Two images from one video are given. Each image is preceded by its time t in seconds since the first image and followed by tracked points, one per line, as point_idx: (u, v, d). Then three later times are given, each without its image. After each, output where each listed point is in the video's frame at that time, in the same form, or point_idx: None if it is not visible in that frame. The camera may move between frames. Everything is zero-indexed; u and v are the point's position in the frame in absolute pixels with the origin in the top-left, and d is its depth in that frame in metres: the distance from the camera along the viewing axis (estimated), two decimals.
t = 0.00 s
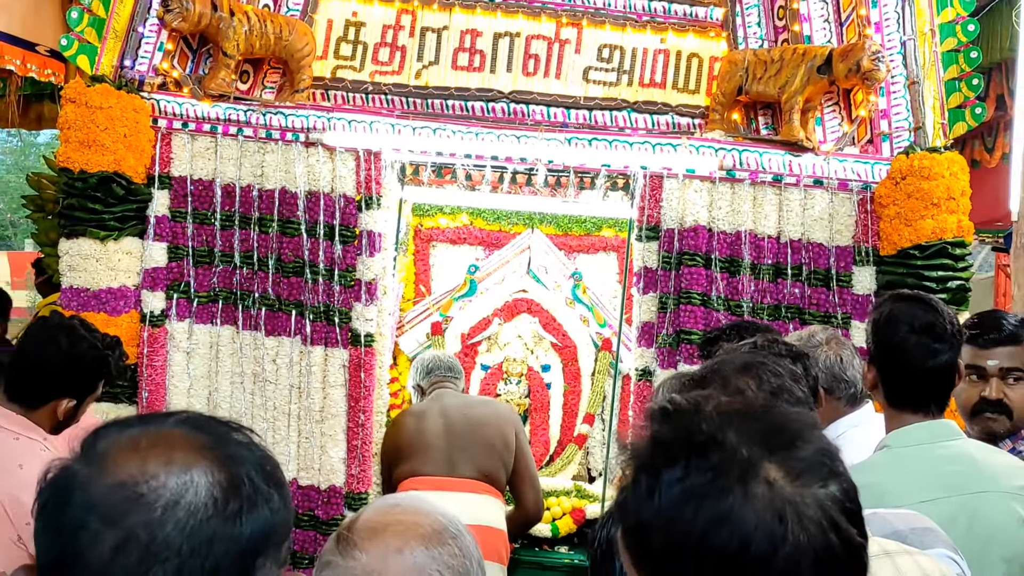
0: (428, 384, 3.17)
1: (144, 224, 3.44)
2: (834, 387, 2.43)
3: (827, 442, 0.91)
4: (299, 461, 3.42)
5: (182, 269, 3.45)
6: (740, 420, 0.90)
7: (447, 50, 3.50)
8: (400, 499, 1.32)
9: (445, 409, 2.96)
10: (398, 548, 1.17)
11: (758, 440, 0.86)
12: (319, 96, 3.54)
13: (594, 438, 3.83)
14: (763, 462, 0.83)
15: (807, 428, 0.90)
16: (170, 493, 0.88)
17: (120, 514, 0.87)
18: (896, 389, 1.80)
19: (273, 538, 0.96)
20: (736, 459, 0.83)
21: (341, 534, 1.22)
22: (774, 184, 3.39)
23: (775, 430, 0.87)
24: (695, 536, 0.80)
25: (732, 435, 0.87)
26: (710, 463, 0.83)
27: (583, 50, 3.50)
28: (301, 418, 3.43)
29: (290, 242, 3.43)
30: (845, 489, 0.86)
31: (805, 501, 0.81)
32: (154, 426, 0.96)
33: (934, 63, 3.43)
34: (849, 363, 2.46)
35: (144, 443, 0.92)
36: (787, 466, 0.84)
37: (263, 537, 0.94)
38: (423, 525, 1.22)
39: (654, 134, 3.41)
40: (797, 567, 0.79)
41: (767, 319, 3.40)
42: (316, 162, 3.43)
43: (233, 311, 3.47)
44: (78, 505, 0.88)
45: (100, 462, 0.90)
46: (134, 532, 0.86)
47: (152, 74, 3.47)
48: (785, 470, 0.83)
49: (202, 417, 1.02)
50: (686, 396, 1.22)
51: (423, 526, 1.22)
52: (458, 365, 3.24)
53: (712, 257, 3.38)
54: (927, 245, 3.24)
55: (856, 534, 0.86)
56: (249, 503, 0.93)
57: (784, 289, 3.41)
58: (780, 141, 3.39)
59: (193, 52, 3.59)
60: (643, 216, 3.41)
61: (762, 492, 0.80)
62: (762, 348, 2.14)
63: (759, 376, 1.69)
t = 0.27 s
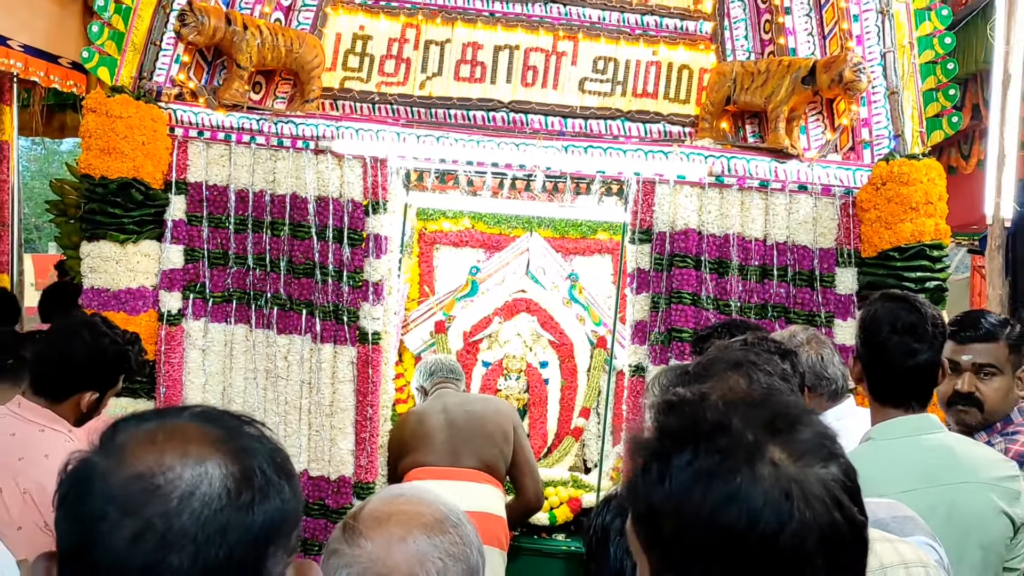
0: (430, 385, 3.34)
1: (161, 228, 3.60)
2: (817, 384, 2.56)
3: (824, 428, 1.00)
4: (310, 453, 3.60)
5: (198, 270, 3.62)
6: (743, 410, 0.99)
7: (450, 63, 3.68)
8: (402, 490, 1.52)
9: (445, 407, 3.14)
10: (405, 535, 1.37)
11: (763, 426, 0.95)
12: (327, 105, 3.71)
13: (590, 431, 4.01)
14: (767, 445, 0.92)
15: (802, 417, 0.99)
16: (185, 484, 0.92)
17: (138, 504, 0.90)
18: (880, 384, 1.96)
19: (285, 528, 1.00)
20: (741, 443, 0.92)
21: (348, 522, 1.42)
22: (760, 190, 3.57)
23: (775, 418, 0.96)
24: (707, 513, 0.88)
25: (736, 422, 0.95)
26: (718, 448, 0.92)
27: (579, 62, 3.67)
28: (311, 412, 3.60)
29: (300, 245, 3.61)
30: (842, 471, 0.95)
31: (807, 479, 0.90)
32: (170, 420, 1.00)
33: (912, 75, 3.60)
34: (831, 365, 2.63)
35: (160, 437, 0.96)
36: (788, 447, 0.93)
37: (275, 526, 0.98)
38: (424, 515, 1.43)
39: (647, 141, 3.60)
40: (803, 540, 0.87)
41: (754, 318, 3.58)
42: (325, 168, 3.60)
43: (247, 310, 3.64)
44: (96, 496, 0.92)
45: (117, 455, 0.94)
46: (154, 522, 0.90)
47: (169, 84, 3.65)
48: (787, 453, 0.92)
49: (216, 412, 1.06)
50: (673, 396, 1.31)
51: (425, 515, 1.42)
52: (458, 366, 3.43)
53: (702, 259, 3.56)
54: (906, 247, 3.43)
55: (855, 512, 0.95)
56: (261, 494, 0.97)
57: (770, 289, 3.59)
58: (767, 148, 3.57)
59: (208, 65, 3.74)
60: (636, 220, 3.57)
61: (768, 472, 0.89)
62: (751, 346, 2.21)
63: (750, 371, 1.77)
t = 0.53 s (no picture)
0: (435, 377, 3.56)
1: (179, 230, 3.80)
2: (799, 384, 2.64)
3: (839, 420, 1.08)
4: (320, 444, 3.80)
5: (213, 271, 3.82)
6: (763, 395, 1.09)
7: (452, 74, 3.87)
8: (407, 481, 1.59)
9: (451, 398, 3.33)
10: (409, 521, 1.44)
11: (777, 411, 1.04)
12: (336, 114, 3.91)
13: (585, 423, 4.19)
14: (780, 428, 1.01)
15: (820, 404, 1.08)
16: (195, 475, 0.99)
17: (149, 495, 0.97)
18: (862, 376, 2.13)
19: (292, 517, 1.06)
20: (755, 426, 1.01)
21: (354, 510, 1.49)
22: (747, 195, 3.75)
23: (792, 403, 1.06)
24: (721, 487, 0.98)
25: (752, 405, 1.05)
26: (733, 429, 1.02)
27: (575, 73, 3.87)
28: (321, 405, 3.80)
29: (310, 247, 3.81)
30: (853, 459, 1.04)
31: (816, 464, 0.98)
32: (181, 414, 1.07)
33: (890, 85, 3.78)
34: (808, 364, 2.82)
35: (171, 430, 1.03)
36: (800, 431, 1.02)
37: (282, 515, 1.04)
38: (426, 502, 1.50)
39: (638, 148, 3.77)
40: (805, 520, 0.95)
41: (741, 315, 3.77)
42: (334, 174, 3.80)
43: (259, 308, 3.85)
44: (110, 488, 0.99)
45: (131, 447, 1.01)
46: (164, 512, 0.97)
47: (186, 94, 3.85)
48: (798, 438, 1.01)
49: (223, 404, 1.13)
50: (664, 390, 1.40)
51: (427, 502, 1.49)
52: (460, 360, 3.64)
53: (691, 260, 3.75)
54: (885, 248, 3.62)
55: (862, 500, 1.02)
56: (269, 484, 1.04)
57: (756, 289, 3.78)
58: (753, 155, 3.76)
59: (223, 75, 3.96)
60: (629, 223, 3.76)
61: (776, 454, 0.98)
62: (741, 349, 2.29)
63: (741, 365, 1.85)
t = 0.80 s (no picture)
0: (442, 368, 3.80)
1: (197, 233, 4.02)
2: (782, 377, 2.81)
3: (861, 413, 1.16)
4: (330, 435, 4.02)
5: (230, 272, 4.03)
6: (787, 384, 1.20)
7: (456, 85, 4.10)
8: (413, 470, 1.69)
9: (458, 390, 3.56)
10: (418, 509, 1.55)
11: (791, 396, 1.16)
12: (346, 124, 4.13)
13: (582, 416, 4.40)
14: (789, 411, 1.13)
15: (843, 397, 1.18)
16: (203, 469, 1.10)
17: (159, 488, 1.08)
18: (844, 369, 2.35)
19: (295, 505, 1.18)
20: (766, 405, 1.14)
21: (365, 498, 1.59)
22: (734, 200, 3.98)
23: (815, 394, 1.16)
24: (725, 457, 1.12)
25: (770, 391, 1.17)
26: (747, 406, 1.16)
27: (572, 85, 4.09)
28: (331, 398, 4.03)
29: (321, 249, 4.02)
30: (865, 452, 1.11)
31: (818, 446, 1.09)
32: (190, 410, 1.18)
33: (869, 96, 4.02)
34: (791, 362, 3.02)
35: (180, 425, 1.14)
36: (807, 415, 1.12)
37: (286, 503, 1.16)
38: (432, 491, 1.61)
39: (631, 156, 4.04)
40: (795, 492, 1.06)
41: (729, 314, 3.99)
42: (343, 180, 4.02)
43: (273, 307, 4.06)
44: (122, 484, 1.10)
45: (142, 443, 1.12)
46: (173, 505, 1.08)
47: (204, 105, 4.05)
48: (807, 421, 1.11)
49: (232, 400, 1.25)
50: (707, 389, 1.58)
51: (434, 492, 1.60)
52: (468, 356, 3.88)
53: (681, 261, 3.97)
54: (865, 251, 3.85)
55: (865, 489, 1.10)
56: (273, 476, 1.15)
57: (742, 289, 3.99)
58: (739, 162, 3.99)
59: (239, 86, 4.14)
60: (622, 226, 3.98)
61: (779, 432, 1.10)
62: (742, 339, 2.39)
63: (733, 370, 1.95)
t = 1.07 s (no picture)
0: (450, 356, 4.02)
1: (215, 235, 4.25)
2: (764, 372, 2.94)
3: (881, 394, 1.32)
4: (340, 426, 4.26)
5: (246, 272, 4.27)
6: (813, 369, 1.35)
7: (459, 96, 4.35)
8: (417, 458, 1.69)
9: (466, 381, 3.79)
10: (425, 495, 1.55)
11: (821, 378, 1.31)
12: (355, 132, 4.38)
13: (578, 407, 4.64)
14: (822, 393, 1.27)
15: (865, 379, 1.34)
16: (212, 462, 1.18)
17: (169, 479, 1.17)
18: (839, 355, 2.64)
19: (302, 495, 1.27)
20: (801, 386, 1.28)
21: (374, 484, 1.60)
22: (722, 204, 4.21)
23: (841, 377, 1.32)
24: (763, 437, 1.25)
25: (799, 375, 1.31)
26: (781, 389, 1.29)
27: (568, 95, 4.33)
28: (341, 391, 4.26)
29: (332, 250, 4.27)
30: (889, 429, 1.28)
31: (851, 424, 1.23)
32: (201, 403, 1.27)
33: (850, 106, 4.24)
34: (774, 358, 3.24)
35: (191, 419, 1.23)
36: (839, 396, 1.27)
37: (293, 493, 1.25)
38: (439, 476, 1.60)
39: (625, 162, 4.28)
40: (832, 469, 1.20)
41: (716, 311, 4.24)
42: (353, 185, 4.24)
43: (287, 305, 4.30)
44: (134, 476, 1.18)
45: (153, 437, 1.21)
46: (183, 496, 1.16)
47: (221, 114, 4.30)
48: (837, 401, 1.26)
49: (240, 394, 1.33)
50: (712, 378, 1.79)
51: (440, 477, 1.60)
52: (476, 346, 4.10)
53: (672, 261, 4.21)
54: (845, 251, 4.10)
55: (893, 464, 1.25)
56: (280, 468, 1.23)
57: (729, 287, 4.24)
58: (727, 169, 4.24)
59: (255, 97, 4.40)
60: (616, 229, 4.21)
61: (814, 411, 1.24)
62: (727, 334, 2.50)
63: (723, 370, 2.09)
